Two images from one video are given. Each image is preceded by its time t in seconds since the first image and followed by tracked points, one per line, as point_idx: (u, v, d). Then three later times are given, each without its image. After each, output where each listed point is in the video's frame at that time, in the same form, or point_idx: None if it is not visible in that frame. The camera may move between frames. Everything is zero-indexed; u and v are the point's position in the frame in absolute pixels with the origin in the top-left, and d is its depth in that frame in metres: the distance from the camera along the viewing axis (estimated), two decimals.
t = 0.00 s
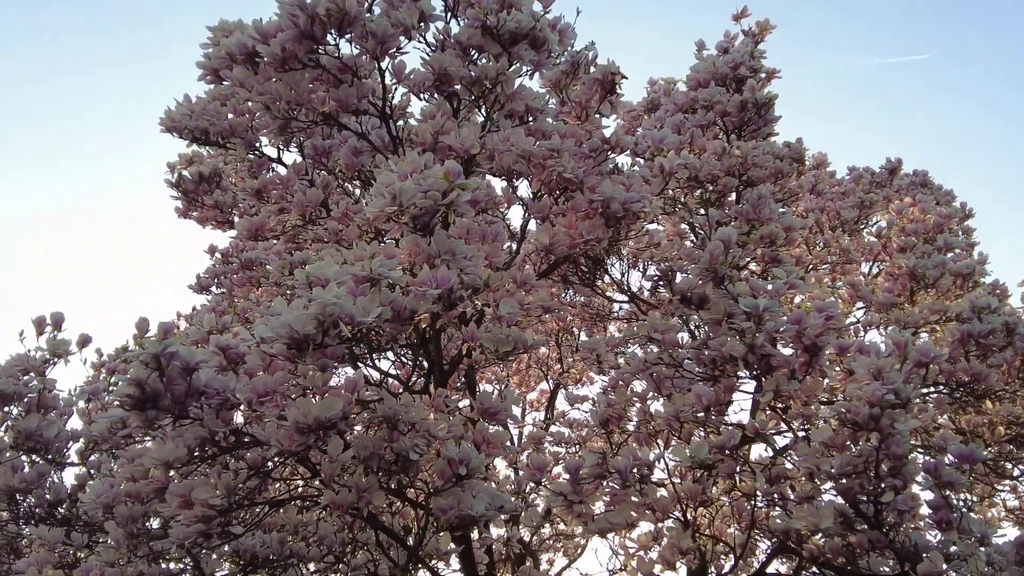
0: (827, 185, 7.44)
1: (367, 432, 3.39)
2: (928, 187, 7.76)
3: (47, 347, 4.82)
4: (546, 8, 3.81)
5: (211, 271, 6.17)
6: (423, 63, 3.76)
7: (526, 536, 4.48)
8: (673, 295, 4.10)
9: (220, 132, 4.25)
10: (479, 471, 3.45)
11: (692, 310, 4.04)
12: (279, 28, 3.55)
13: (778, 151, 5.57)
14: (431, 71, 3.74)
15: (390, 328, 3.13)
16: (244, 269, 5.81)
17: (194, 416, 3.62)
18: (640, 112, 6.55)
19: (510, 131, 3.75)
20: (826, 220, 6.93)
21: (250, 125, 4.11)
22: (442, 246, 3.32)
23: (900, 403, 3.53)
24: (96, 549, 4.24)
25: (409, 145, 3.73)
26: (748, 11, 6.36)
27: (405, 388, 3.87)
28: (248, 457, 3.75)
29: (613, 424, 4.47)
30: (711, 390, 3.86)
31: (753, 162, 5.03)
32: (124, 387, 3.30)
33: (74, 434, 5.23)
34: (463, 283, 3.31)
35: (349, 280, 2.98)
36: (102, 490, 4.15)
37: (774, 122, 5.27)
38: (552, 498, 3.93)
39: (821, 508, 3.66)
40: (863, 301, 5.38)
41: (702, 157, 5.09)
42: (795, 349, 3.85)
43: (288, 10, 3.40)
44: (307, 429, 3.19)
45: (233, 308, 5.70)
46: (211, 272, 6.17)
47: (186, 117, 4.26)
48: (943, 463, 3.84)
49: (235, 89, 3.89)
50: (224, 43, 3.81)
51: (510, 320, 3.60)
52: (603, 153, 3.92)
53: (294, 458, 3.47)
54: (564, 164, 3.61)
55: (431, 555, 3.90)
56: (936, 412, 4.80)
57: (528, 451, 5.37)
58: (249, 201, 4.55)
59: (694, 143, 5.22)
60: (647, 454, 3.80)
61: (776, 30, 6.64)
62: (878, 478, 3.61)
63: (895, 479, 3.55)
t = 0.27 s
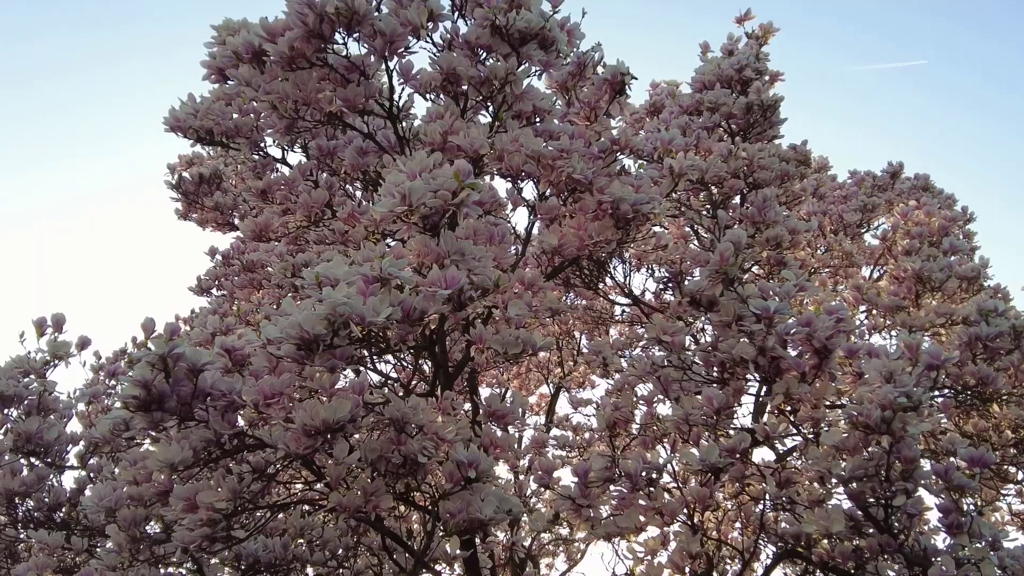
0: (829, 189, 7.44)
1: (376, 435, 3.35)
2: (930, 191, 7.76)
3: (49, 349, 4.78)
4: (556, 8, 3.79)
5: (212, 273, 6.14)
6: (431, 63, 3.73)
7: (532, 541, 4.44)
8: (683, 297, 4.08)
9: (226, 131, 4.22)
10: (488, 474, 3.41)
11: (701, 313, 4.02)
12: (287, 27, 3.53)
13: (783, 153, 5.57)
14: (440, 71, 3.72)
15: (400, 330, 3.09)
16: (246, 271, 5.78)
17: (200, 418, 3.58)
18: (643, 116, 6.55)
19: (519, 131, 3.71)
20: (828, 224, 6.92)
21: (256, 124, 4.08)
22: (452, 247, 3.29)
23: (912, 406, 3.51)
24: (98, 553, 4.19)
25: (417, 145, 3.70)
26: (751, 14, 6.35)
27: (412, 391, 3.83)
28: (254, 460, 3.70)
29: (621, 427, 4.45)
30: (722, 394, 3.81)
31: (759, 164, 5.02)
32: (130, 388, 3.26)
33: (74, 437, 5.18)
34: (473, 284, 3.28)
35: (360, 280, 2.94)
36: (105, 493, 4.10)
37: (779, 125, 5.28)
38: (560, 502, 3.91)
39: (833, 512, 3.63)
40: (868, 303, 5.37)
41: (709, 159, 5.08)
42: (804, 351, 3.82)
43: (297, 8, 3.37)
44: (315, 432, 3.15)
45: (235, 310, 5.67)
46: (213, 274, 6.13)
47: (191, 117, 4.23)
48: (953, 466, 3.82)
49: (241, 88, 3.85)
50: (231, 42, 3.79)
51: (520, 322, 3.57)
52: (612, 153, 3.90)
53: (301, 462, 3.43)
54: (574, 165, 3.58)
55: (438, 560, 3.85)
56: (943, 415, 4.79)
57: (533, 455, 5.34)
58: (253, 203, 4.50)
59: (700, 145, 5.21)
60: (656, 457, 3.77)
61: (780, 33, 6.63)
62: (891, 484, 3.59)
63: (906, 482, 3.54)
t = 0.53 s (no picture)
0: (832, 195, 7.45)
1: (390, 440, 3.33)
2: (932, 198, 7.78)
3: (54, 354, 4.75)
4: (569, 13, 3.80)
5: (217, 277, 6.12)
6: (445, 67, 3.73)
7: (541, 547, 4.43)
8: (695, 302, 4.09)
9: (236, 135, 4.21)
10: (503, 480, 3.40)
11: (713, 318, 4.02)
12: (301, 31, 3.53)
13: (790, 160, 5.58)
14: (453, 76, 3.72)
15: (416, 335, 3.07)
16: (252, 275, 5.76)
17: (212, 423, 3.56)
18: (648, 122, 6.56)
19: (532, 136, 3.71)
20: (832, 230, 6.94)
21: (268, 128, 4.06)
22: (467, 252, 3.28)
23: (926, 412, 3.51)
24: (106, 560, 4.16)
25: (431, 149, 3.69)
26: (756, 21, 6.37)
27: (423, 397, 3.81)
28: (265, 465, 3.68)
29: (631, 434, 4.45)
30: (736, 400, 3.78)
31: (768, 170, 5.03)
32: (143, 393, 3.24)
33: (78, 442, 5.15)
34: (488, 289, 3.27)
35: (376, 286, 2.91)
36: (113, 499, 4.07)
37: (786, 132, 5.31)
38: (573, 507, 3.93)
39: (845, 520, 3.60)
40: (875, 310, 5.37)
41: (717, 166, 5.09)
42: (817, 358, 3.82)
43: (312, 12, 3.36)
44: (331, 437, 3.13)
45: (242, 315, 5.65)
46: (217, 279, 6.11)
47: (202, 120, 4.22)
48: (966, 472, 3.82)
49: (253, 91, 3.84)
50: (243, 46, 3.78)
51: (533, 327, 3.56)
52: (624, 159, 3.89)
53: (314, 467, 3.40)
54: (588, 170, 3.57)
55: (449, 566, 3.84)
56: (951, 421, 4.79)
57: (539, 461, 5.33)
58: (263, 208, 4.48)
59: (708, 151, 5.22)
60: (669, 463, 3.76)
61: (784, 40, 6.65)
62: (903, 490, 3.56)
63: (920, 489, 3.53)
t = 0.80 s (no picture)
0: (834, 207, 7.49)
1: (407, 451, 3.33)
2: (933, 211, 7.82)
3: (59, 362, 4.72)
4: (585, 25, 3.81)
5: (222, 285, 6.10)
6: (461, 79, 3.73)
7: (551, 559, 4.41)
8: (709, 315, 4.10)
9: (248, 144, 4.20)
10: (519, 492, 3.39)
11: (727, 331, 4.03)
12: (319, 41, 3.52)
13: (796, 171, 5.60)
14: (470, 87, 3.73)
15: (435, 347, 3.06)
16: (257, 284, 5.75)
17: (225, 434, 3.53)
18: (652, 132, 6.58)
19: (548, 148, 3.70)
20: (834, 242, 6.97)
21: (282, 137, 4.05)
22: (485, 264, 3.26)
23: (941, 426, 3.51)
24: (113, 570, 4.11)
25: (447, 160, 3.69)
26: (761, 32, 6.40)
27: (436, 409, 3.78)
28: (282, 476, 3.67)
29: (641, 444, 4.47)
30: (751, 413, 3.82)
31: (776, 182, 5.05)
32: (158, 404, 3.21)
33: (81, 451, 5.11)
34: (505, 301, 3.25)
35: (397, 298, 2.90)
36: (122, 510, 4.03)
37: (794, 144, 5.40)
38: (585, 519, 3.93)
39: (860, 534, 3.61)
40: (881, 321, 5.39)
41: (725, 177, 5.10)
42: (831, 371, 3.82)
43: (331, 22, 3.36)
44: (348, 449, 3.12)
45: (247, 323, 5.64)
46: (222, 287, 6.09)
47: (214, 129, 4.21)
48: (977, 485, 3.80)
49: (268, 101, 3.83)
50: (259, 55, 3.77)
51: (549, 339, 3.56)
52: (639, 171, 3.90)
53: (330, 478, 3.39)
54: (604, 182, 3.57)
55: None
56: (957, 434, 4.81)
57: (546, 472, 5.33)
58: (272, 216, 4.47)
59: (716, 163, 5.24)
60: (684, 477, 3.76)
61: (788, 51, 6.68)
62: (918, 503, 3.58)
63: (933, 502, 3.53)
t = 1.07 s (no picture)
0: (832, 215, 7.53)
1: (418, 458, 3.31)
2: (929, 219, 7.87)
3: (61, 366, 4.67)
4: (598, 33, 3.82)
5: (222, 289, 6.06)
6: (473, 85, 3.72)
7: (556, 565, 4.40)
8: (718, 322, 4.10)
9: (257, 148, 4.17)
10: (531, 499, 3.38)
11: (737, 339, 4.05)
12: (332, 46, 3.51)
13: (798, 179, 5.63)
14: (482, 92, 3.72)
15: (451, 354, 3.04)
16: (259, 288, 5.72)
17: (234, 441, 3.50)
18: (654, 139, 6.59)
19: (560, 155, 3.70)
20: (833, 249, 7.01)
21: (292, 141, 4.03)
22: (499, 271, 3.24)
23: (951, 435, 3.52)
24: None
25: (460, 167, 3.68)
26: (763, 40, 6.43)
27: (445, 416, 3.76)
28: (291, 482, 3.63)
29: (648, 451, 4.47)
30: (762, 422, 3.80)
31: (780, 190, 5.07)
32: (168, 411, 3.18)
33: (81, 456, 5.06)
34: (519, 309, 3.23)
35: (415, 306, 2.88)
36: (126, 516, 3.99)
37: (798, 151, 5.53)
38: (594, 526, 3.92)
39: (870, 542, 3.62)
40: (883, 329, 5.42)
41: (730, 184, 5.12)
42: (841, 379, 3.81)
43: (346, 27, 3.34)
44: (362, 457, 3.10)
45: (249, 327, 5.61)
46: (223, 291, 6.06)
47: (223, 133, 4.19)
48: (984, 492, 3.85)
49: (279, 105, 3.81)
50: (270, 59, 3.76)
51: (561, 346, 3.55)
52: (650, 178, 3.90)
53: (341, 485, 3.37)
54: (616, 190, 3.57)
55: None
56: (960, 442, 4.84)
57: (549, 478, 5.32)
58: (279, 220, 4.48)
59: (721, 170, 5.26)
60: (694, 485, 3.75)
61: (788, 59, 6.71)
62: (927, 511, 3.58)
63: (943, 511, 3.54)
